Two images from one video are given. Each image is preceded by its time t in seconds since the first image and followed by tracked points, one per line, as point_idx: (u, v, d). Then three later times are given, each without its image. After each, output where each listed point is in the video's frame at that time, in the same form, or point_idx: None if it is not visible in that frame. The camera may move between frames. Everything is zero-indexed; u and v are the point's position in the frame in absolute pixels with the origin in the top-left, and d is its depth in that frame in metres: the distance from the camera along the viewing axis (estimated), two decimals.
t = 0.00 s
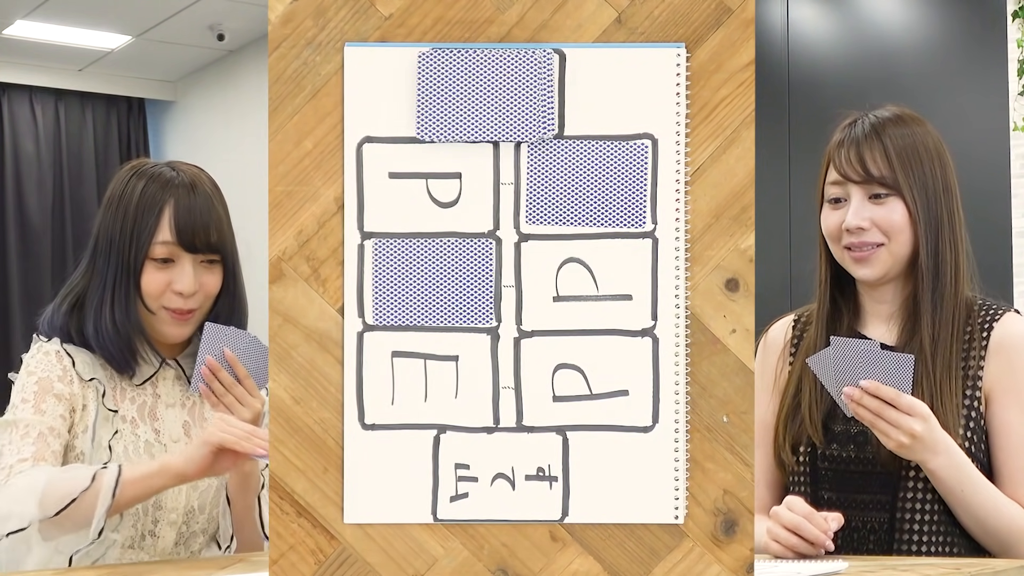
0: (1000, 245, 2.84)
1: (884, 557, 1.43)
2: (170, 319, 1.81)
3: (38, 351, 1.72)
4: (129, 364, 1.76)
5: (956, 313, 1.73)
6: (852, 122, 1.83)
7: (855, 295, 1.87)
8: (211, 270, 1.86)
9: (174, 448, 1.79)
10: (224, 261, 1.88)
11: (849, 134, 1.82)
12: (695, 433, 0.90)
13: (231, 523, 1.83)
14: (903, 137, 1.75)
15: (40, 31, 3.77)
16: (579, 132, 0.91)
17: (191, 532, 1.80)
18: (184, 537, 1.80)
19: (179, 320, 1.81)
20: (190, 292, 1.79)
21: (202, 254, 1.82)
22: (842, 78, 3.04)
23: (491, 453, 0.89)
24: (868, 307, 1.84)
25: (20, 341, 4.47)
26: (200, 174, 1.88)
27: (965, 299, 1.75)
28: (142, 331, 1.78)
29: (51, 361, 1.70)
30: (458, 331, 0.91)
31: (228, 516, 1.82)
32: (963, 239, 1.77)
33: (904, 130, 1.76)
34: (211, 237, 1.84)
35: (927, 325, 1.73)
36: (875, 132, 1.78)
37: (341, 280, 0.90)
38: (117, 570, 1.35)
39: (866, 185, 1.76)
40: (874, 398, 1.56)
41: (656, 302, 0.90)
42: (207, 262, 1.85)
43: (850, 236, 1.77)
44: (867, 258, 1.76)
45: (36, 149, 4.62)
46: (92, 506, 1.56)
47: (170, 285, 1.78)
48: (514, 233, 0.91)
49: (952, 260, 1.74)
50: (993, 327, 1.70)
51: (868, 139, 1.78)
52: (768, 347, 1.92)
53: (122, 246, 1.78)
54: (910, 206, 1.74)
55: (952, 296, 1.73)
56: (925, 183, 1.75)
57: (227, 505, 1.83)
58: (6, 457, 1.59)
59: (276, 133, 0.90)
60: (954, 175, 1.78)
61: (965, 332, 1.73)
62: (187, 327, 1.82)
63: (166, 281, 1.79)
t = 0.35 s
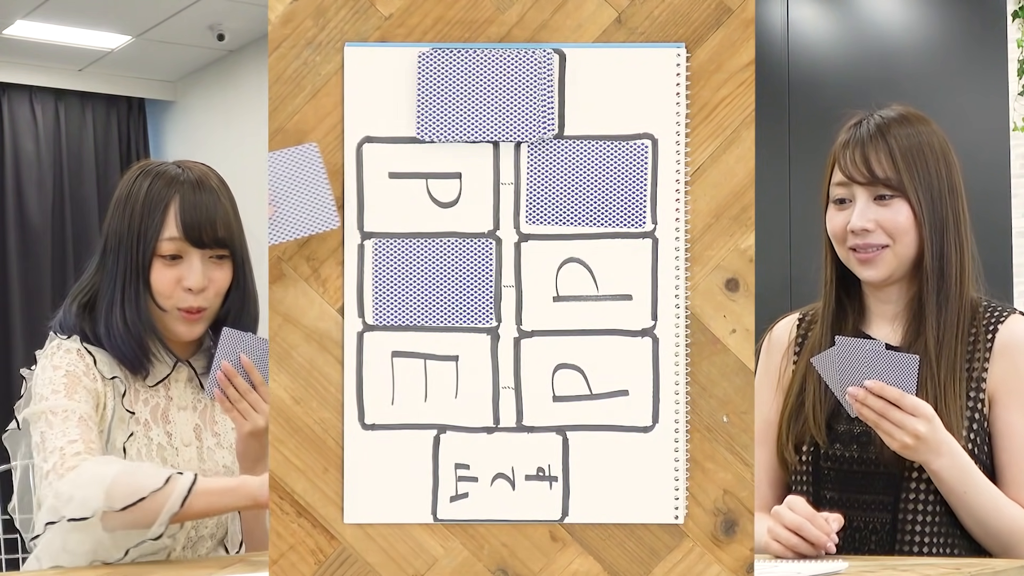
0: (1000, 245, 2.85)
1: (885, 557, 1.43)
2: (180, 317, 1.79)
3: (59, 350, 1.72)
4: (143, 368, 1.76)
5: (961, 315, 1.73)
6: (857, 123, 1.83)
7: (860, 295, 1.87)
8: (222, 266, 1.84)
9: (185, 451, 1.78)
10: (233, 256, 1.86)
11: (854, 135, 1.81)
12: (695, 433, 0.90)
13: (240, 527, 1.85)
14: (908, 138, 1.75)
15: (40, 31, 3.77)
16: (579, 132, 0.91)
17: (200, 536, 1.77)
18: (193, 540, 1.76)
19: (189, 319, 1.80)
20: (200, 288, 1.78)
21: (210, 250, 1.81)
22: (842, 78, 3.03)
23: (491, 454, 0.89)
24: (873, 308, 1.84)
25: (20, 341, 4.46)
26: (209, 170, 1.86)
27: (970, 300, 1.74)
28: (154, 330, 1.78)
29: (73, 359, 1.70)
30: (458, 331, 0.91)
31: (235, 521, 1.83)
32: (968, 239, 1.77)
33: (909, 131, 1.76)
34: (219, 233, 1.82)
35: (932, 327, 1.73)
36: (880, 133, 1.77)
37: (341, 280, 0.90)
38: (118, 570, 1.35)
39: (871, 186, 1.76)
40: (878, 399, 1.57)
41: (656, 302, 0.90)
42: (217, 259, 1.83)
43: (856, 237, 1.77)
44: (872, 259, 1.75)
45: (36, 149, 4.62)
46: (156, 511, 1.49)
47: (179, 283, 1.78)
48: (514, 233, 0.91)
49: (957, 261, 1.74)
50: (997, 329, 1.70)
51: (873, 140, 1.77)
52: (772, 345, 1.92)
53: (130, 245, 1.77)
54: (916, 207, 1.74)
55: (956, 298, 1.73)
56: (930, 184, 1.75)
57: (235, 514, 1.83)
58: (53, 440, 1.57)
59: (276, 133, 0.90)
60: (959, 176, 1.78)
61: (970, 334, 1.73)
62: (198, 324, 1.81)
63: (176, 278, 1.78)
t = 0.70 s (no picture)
0: (1000, 245, 2.85)
1: (885, 558, 1.43)
2: (188, 317, 1.80)
3: (70, 350, 1.69)
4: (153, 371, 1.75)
5: (964, 316, 1.73)
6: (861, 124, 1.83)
7: (863, 295, 1.86)
8: (228, 265, 1.85)
9: (191, 454, 1.76)
10: (240, 256, 1.87)
11: (858, 135, 1.81)
12: (695, 433, 0.90)
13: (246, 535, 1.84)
14: (912, 140, 1.75)
15: (40, 31, 3.77)
16: (579, 132, 0.91)
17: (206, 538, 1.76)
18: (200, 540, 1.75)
19: (196, 318, 1.80)
20: (207, 288, 1.79)
21: (216, 249, 1.81)
22: (842, 78, 3.02)
23: (491, 454, 0.89)
24: (876, 308, 1.84)
25: (20, 341, 4.46)
26: (214, 169, 1.86)
27: (973, 301, 1.74)
28: (162, 330, 1.78)
29: (84, 360, 1.68)
30: (458, 331, 0.91)
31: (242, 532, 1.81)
32: (971, 241, 1.77)
33: (913, 132, 1.76)
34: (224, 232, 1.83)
35: (935, 329, 1.73)
36: (884, 134, 1.77)
37: (341, 280, 0.90)
38: (117, 570, 1.35)
39: (875, 187, 1.76)
40: (880, 400, 1.59)
41: (656, 302, 0.90)
42: (223, 258, 1.84)
43: (859, 238, 1.77)
44: (875, 260, 1.76)
45: (36, 150, 4.62)
46: (189, 517, 1.46)
47: (185, 282, 1.78)
48: (514, 232, 0.91)
49: (960, 262, 1.74)
50: (999, 331, 1.70)
51: (877, 141, 1.77)
52: (775, 343, 1.92)
53: (137, 245, 1.77)
54: (919, 209, 1.74)
55: (959, 299, 1.73)
56: (934, 185, 1.75)
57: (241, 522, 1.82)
58: (76, 439, 1.54)
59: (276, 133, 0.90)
60: (963, 177, 1.78)
61: (973, 335, 1.73)
62: (205, 324, 1.81)
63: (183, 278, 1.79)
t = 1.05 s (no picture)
0: (1001, 245, 2.85)
1: (884, 557, 1.43)
2: (196, 316, 1.79)
3: (83, 350, 1.69)
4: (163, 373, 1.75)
5: (966, 317, 1.73)
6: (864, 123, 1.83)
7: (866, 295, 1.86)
8: (236, 265, 1.84)
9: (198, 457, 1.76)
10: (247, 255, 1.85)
11: (861, 136, 1.81)
12: (695, 433, 0.90)
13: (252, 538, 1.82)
14: (915, 141, 1.75)
15: (40, 31, 3.77)
16: (579, 132, 0.91)
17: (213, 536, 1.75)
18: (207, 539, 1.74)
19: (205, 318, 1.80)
20: (214, 287, 1.78)
21: (223, 248, 1.81)
22: (842, 78, 3.01)
23: (491, 454, 0.89)
24: (878, 307, 1.84)
25: (19, 341, 4.45)
26: (220, 169, 1.87)
27: (976, 302, 1.75)
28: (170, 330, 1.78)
29: (100, 358, 1.68)
30: (458, 331, 0.91)
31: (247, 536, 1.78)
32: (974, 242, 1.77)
33: (917, 133, 1.76)
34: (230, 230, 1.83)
35: (937, 329, 1.73)
36: (887, 134, 1.77)
37: (341, 280, 0.90)
38: (117, 570, 1.34)
39: (877, 189, 1.76)
40: (880, 399, 1.60)
41: (656, 302, 0.90)
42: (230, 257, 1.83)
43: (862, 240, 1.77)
44: (878, 261, 1.77)
45: (36, 150, 4.62)
46: (225, 514, 1.42)
47: (192, 281, 1.78)
48: (514, 233, 0.91)
49: (963, 264, 1.74)
50: (1001, 332, 1.70)
51: (880, 142, 1.77)
52: (777, 342, 1.92)
53: (144, 245, 1.79)
54: (922, 210, 1.74)
55: (962, 301, 1.73)
56: (936, 186, 1.75)
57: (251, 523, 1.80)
58: (101, 436, 1.54)
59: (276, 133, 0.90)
60: (966, 178, 1.78)
61: (975, 336, 1.73)
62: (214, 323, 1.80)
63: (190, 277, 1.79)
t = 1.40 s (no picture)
0: (1001, 245, 2.85)
1: (884, 557, 1.43)
2: (201, 316, 1.78)
3: (90, 349, 1.70)
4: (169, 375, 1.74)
5: (968, 318, 1.73)
6: (868, 124, 1.83)
7: (868, 295, 1.87)
8: (242, 265, 1.84)
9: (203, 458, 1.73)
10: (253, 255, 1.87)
11: (865, 136, 1.81)
12: (695, 433, 0.90)
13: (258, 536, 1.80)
14: (919, 142, 1.75)
15: (40, 31, 3.77)
16: (579, 132, 0.91)
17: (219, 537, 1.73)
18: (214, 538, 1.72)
19: (210, 318, 1.79)
20: (218, 287, 1.78)
21: (228, 248, 1.81)
22: (842, 78, 3.00)
23: (491, 454, 0.89)
24: (880, 307, 1.85)
25: (19, 340, 4.45)
26: (226, 169, 1.86)
27: (978, 303, 1.74)
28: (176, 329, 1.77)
29: (106, 359, 1.68)
30: (458, 331, 0.91)
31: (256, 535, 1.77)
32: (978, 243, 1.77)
33: (922, 134, 1.76)
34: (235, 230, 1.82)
35: (940, 331, 1.73)
36: (892, 135, 1.77)
37: (341, 280, 0.90)
38: (118, 570, 1.34)
39: (882, 190, 1.76)
40: (878, 397, 1.60)
41: (656, 302, 0.90)
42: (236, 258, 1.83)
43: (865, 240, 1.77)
44: (882, 263, 1.76)
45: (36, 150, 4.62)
46: (234, 515, 1.41)
47: (197, 281, 1.77)
48: (514, 233, 0.91)
49: (966, 265, 1.74)
50: (1002, 333, 1.70)
51: (884, 142, 1.77)
52: (778, 341, 1.92)
53: (149, 245, 1.78)
54: (926, 212, 1.74)
55: (965, 302, 1.73)
56: (941, 187, 1.75)
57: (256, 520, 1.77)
58: (107, 436, 1.53)
59: (276, 134, 0.90)
60: (971, 180, 1.78)
61: (976, 337, 1.73)
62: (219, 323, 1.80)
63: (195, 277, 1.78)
